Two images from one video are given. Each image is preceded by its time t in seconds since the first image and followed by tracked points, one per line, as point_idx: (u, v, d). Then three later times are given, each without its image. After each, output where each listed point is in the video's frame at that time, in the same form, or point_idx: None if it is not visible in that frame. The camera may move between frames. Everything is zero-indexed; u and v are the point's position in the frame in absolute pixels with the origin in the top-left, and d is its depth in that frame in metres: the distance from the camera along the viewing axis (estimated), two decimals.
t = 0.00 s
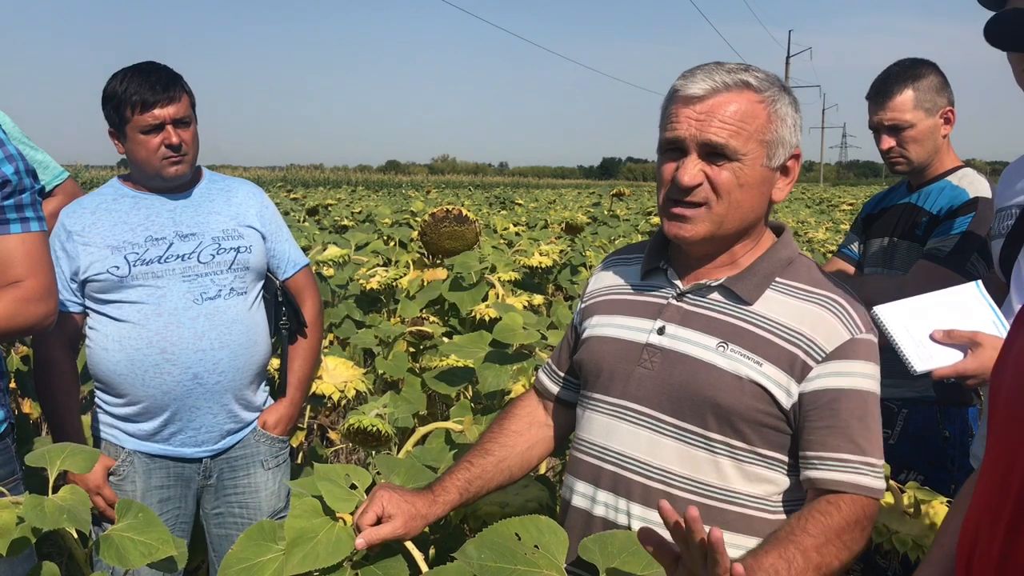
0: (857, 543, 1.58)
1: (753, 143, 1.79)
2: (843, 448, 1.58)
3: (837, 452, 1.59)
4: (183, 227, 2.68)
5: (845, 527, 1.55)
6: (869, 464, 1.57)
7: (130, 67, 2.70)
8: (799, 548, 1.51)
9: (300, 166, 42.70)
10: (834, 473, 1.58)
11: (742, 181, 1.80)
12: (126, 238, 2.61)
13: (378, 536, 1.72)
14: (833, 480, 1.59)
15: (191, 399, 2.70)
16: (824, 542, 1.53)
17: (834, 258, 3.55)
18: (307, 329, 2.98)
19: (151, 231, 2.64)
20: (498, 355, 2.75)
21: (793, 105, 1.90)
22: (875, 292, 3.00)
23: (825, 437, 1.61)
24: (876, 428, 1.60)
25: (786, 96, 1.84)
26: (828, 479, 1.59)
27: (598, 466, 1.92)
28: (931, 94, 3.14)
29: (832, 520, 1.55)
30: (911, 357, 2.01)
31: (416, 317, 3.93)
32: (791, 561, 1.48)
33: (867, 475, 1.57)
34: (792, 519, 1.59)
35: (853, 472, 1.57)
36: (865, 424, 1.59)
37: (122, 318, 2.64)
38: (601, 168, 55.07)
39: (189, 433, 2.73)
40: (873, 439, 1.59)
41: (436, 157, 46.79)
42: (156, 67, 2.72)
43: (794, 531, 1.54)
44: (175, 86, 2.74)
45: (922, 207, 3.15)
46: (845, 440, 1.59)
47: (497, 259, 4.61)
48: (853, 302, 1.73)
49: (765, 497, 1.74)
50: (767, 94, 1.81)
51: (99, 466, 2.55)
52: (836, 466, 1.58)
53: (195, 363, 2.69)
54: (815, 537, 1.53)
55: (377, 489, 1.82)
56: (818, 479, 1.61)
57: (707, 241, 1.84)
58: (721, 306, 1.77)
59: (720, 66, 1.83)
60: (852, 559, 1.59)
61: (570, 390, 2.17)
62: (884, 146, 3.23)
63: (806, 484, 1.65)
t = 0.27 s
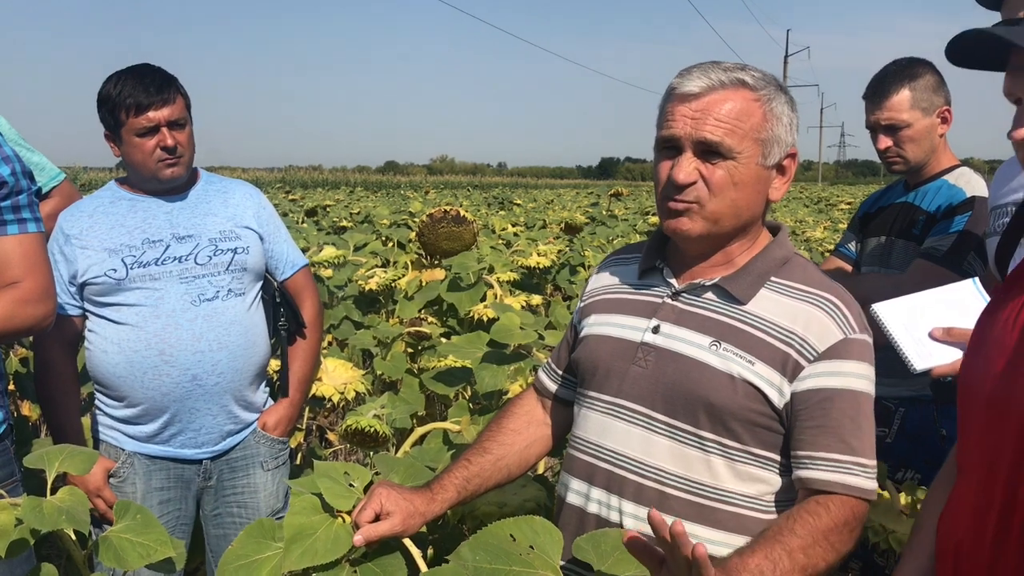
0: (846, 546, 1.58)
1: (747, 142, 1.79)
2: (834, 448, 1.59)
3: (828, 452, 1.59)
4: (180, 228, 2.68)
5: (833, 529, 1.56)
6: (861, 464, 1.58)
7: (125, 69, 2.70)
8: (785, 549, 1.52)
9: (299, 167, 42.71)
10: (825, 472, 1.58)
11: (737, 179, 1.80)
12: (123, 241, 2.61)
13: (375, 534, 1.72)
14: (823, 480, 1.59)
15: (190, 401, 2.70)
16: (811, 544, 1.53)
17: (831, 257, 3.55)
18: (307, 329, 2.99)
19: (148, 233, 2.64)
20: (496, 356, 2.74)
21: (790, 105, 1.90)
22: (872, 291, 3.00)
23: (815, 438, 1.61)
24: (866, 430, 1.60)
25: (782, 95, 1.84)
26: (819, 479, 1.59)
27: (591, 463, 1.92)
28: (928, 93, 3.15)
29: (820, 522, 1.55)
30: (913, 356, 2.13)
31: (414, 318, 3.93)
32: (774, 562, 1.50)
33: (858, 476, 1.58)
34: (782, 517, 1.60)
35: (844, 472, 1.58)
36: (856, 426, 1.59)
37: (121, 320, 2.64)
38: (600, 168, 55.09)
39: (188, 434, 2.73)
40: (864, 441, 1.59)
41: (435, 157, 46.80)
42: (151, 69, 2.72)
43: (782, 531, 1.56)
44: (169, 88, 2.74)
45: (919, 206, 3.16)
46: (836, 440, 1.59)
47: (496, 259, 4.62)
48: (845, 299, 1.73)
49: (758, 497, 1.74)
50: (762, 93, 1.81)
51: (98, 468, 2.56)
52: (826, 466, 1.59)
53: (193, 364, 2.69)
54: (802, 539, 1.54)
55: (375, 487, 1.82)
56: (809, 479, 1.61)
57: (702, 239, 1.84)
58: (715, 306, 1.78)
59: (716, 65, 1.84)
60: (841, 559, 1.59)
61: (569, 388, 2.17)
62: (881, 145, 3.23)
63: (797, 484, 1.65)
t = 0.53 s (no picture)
0: (826, 541, 1.57)
1: (755, 140, 1.79)
2: (823, 441, 1.58)
3: (817, 445, 1.59)
4: (175, 230, 2.67)
5: (812, 522, 1.55)
6: (851, 458, 1.57)
7: (119, 71, 2.70)
8: (756, 539, 1.52)
9: (296, 168, 42.67)
10: (812, 465, 1.58)
11: (742, 177, 1.80)
12: (118, 242, 2.60)
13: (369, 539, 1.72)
14: (811, 473, 1.58)
15: (186, 402, 2.70)
16: (786, 535, 1.53)
17: (827, 256, 3.55)
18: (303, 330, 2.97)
19: (143, 234, 2.63)
20: (491, 357, 2.71)
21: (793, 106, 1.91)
22: (869, 291, 2.99)
23: (804, 431, 1.61)
24: (859, 426, 1.59)
25: (786, 96, 1.85)
26: (806, 472, 1.59)
27: (589, 464, 1.92)
28: (923, 93, 3.15)
29: (798, 515, 1.55)
30: (907, 354, 2.12)
31: (409, 319, 3.93)
32: (745, 549, 1.50)
33: (848, 469, 1.57)
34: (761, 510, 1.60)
35: (833, 465, 1.57)
36: (847, 420, 1.59)
37: (116, 322, 2.64)
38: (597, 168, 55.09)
39: (184, 436, 2.73)
40: (856, 435, 1.59)
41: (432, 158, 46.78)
42: (144, 71, 2.72)
43: (758, 522, 1.55)
44: (163, 89, 2.73)
45: (915, 205, 3.15)
46: (828, 434, 1.58)
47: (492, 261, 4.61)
48: (837, 293, 1.72)
49: (757, 496, 1.73)
50: (769, 92, 1.82)
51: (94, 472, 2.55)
52: (813, 459, 1.58)
53: (189, 365, 2.69)
54: (778, 530, 1.53)
55: (367, 492, 1.81)
56: (797, 472, 1.61)
57: (703, 236, 1.84)
58: (709, 305, 1.77)
59: (724, 62, 1.83)
60: (821, 555, 1.58)
61: (562, 391, 2.16)
62: (876, 146, 3.23)
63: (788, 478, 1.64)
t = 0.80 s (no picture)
0: (808, 542, 1.58)
1: (755, 150, 1.80)
2: (811, 442, 1.60)
3: (805, 446, 1.60)
4: (171, 231, 2.67)
5: (795, 522, 1.56)
6: (839, 460, 1.58)
7: (115, 73, 2.70)
8: (740, 536, 1.52)
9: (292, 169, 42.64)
10: (799, 466, 1.59)
11: (741, 186, 1.81)
12: (114, 244, 2.60)
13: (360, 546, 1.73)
14: (799, 473, 1.60)
15: (183, 404, 2.70)
16: (770, 533, 1.54)
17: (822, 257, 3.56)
18: (300, 332, 2.96)
19: (139, 236, 2.63)
20: (486, 359, 2.71)
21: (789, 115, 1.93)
22: (863, 292, 3.00)
23: (792, 432, 1.62)
24: (846, 428, 1.60)
25: (785, 106, 1.86)
26: (793, 472, 1.60)
27: (583, 468, 1.92)
28: (917, 96, 3.16)
29: (783, 513, 1.56)
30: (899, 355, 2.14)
31: (405, 320, 3.93)
32: (730, 544, 1.50)
33: (835, 470, 1.58)
34: (745, 508, 1.60)
35: (821, 466, 1.58)
36: (834, 421, 1.60)
37: (112, 323, 2.63)
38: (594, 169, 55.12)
39: (181, 438, 2.72)
40: (844, 436, 1.60)
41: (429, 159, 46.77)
42: (140, 73, 2.72)
43: (743, 519, 1.56)
44: (159, 91, 2.73)
45: (909, 207, 3.16)
46: (817, 436, 1.59)
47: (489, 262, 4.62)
48: (827, 296, 1.73)
49: (751, 496, 1.74)
50: (769, 102, 1.83)
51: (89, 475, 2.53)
52: (801, 459, 1.60)
53: (186, 366, 2.69)
54: (761, 527, 1.54)
55: (358, 496, 1.80)
56: (784, 473, 1.62)
57: (701, 242, 1.84)
58: (701, 308, 1.78)
59: (726, 70, 1.83)
60: (801, 556, 1.59)
61: (554, 395, 2.17)
62: (871, 148, 3.24)
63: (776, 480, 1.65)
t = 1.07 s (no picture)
0: (802, 545, 1.58)
1: (742, 151, 1.80)
2: (803, 445, 1.60)
3: (797, 449, 1.60)
4: (166, 233, 2.67)
5: (786, 526, 1.57)
6: (830, 463, 1.59)
7: (109, 75, 2.69)
8: (727, 543, 1.54)
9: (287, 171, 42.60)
10: (789, 468, 1.60)
11: (730, 187, 1.81)
12: (109, 245, 2.60)
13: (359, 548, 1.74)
14: (788, 476, 1.60)
15: (180, 404, 2.69)
16: (759, 540, 1.55)
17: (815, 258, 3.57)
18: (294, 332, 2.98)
19: (134, 237, 2.63)
20: (481, 360, 2.74)
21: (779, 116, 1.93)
22: (857, 294, 3.01)
23: (782, 435, 1.63)
24: (839, 432, 1.60)
25: (774, 107, 1.86)
26: (783, 475, 1.61)
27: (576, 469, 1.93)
28: (910, 99, 3.18)
29: (772, 518, 1.57)
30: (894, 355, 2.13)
31: (399, 322, 3.93)
32: (715, 552, 1.53)
33: (826, 474, 1.59)
34: (737, 514, 1.62)
35: (810, 469, 1.59)
36: (826, 424, 1.61)
37: (108, 324, 2.63)
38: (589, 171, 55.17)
39: (178, 438, 2.72)
40: (836, 439, 1.60)
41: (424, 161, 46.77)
42: (135, 75, 2.72)
43: (732, 526, 1.58)
44: (154, 94, 2.73)
45: (902, 210, 3.17)
46: (809, 439, 1.60)
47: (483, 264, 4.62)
48: (820, 299, 1.74)
49: (745, 497, 1.74)
50: (757, 103, 1.83)
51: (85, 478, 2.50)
52: (791, 462, 1.61)
53: (185, 366, 2.68)
54: (750, 533, 1.56)
55: (354, 496, 1.80)
56: (775, 475, 1.63)
57: (691, 243, 1.85)
58: (694, 310, 1.78)
59: (713, 72, 1.84)
60: (796, 559, 1.60)
61: (549, 395, 2.17)
62: (865, 151, 3.25)
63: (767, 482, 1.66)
